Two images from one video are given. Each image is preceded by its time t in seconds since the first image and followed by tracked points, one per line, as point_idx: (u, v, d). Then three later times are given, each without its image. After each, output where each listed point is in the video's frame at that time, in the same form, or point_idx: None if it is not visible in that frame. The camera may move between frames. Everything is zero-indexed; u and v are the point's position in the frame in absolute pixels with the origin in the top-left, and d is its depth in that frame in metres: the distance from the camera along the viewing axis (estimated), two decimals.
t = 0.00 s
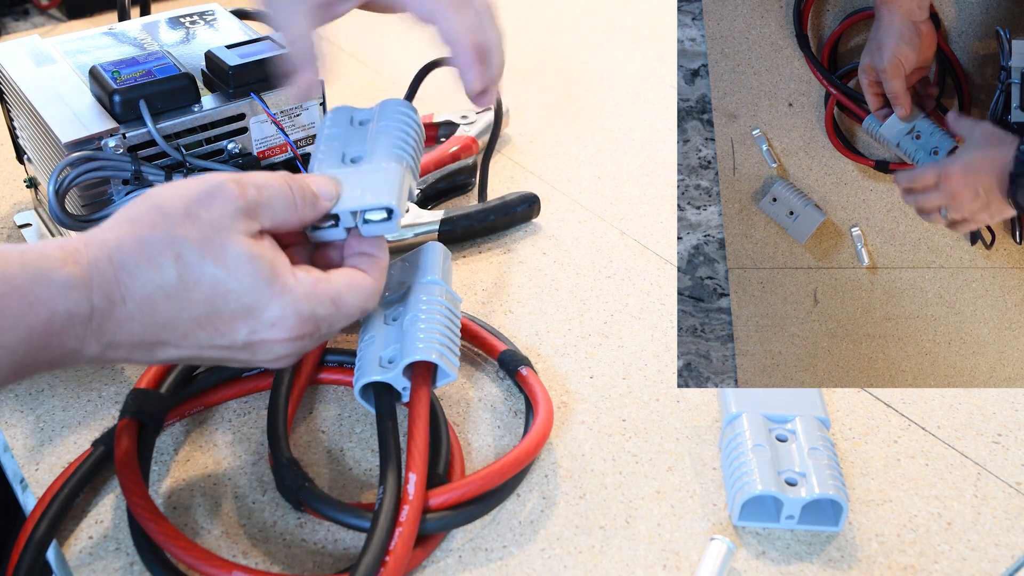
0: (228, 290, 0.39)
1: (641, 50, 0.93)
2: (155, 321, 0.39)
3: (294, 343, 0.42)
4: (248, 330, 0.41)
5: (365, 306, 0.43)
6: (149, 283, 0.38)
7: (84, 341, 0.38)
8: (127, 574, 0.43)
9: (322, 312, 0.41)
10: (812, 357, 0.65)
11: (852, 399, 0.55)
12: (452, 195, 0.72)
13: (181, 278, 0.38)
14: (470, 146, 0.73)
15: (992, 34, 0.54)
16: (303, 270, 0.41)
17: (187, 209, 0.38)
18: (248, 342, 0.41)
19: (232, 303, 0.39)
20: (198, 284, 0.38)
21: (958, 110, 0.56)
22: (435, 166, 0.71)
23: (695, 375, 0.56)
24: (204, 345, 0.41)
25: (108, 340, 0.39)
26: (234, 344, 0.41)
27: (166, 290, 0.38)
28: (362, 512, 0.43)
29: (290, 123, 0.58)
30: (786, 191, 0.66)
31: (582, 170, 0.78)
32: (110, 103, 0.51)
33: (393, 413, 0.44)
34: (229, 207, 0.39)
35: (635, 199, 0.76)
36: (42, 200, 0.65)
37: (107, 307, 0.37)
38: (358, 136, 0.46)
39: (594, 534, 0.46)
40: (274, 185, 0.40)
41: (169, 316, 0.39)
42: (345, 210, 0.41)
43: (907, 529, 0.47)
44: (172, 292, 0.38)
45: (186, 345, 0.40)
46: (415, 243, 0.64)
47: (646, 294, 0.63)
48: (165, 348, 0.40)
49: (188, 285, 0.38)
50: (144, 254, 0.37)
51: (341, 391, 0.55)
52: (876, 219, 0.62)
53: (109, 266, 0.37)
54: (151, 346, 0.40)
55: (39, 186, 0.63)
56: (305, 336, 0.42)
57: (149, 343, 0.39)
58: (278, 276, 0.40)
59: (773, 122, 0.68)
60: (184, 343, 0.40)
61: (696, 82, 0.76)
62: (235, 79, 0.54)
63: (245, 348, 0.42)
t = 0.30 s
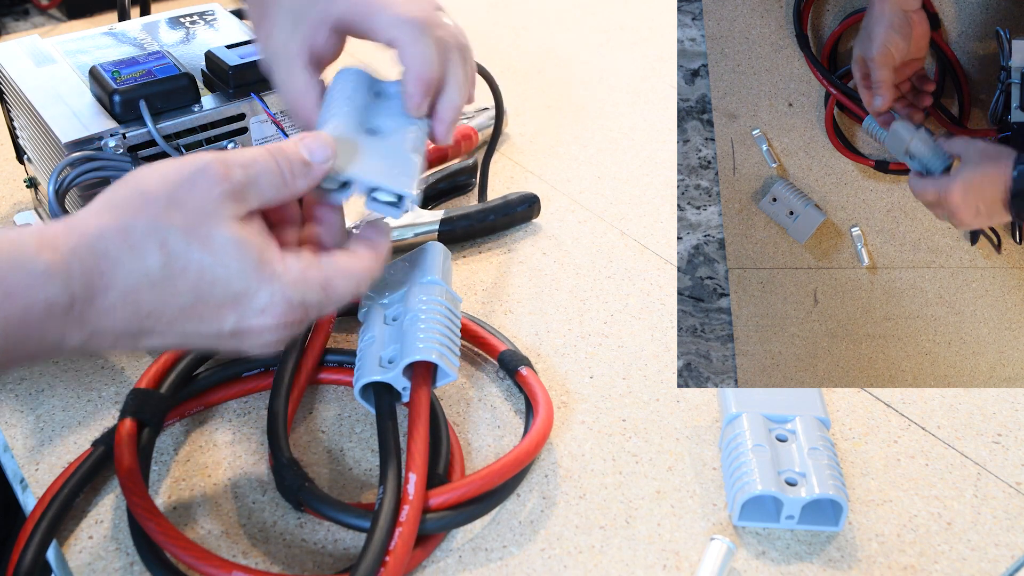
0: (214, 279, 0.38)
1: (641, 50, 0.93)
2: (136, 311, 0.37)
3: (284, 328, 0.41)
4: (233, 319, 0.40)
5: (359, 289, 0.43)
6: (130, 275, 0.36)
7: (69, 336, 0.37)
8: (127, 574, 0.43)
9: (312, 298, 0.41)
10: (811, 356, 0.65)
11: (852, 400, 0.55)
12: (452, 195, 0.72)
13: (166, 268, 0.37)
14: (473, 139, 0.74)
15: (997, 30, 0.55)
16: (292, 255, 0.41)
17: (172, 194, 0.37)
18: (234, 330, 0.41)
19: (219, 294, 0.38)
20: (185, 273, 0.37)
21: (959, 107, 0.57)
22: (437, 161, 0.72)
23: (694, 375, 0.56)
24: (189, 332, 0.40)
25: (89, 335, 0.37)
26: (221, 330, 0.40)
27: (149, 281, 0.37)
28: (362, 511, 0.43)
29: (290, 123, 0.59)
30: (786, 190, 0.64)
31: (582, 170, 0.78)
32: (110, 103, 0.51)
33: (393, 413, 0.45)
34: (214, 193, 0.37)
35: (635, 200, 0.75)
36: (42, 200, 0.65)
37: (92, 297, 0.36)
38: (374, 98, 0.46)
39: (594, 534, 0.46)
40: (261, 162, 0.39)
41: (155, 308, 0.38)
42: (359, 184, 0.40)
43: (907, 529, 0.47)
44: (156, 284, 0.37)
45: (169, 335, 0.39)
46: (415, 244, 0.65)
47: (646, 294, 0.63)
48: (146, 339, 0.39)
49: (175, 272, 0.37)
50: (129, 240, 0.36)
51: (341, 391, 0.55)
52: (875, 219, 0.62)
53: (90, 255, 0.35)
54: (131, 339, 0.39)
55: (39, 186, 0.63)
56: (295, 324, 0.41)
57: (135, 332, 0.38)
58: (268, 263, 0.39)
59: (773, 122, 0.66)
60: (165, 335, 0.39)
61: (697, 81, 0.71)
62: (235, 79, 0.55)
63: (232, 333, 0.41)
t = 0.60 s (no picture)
0: (152, 318, 0.31)
1: (641, 50, 0.93)
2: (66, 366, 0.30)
3: (248, 401, 0.34)
4: (175, 372, 0.31)
5: (326, 339, 0.37)
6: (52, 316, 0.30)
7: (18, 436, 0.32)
8: (127, 574, 0.43)
9: (285, 356, 0.35)
10: (811, 356, 0.69)
11: (852, 399, 0.55)
12: (452, 195, 0.72)
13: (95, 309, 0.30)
14: (471, 141, 0.73)
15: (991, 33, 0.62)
16: (247, 307, 0.35)
17: (125, 250, 0.33)
18: (184, 384, 0.32)
19: (161, 344, 0.31)
20: (121, 314, 0.31)
21: (957, 109, 0.64)
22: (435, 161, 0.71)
23: (695, 374, 0.57)
24: (133, 411, 0.32)
25: None
26: (163, 405, 0.32)
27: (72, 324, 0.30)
28: (362, 511, 0.43)
29: (290, 123, 0.59)
30: (786, 191, 0.73)
31: (581, 171, 0.77)
32: (110, 103, 0.51)
33: (393, 413, 0.45)
34: (172, 247, 0.35)
35: (635, 200, 0.73)
36: (42, 200, 0.65)
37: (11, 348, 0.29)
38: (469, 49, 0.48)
39: (594, 534, 0.46)
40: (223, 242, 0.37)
41: (69, 357, 0.30)
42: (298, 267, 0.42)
43: (907, 529, 0.47)
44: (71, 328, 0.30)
45: (102, 401, 0.31)
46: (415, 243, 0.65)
47: (646, 294, 0.63)
48: (67, 411, 0.31)
49: (114, 320, 0.30)
50: (72, 288, 0.30)
51: (340, 391, 0.55)
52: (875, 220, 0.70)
53: (35, 303, 0.30)
54: (49, 414, 0.31)
55: (39, 186, 0.63)
56: (269, 398, 0.35)
57: (71, 420, 0.31)
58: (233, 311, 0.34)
59: (773, 122, 0.74)
60: (87, 401, 0.31)
61: (696, 82, 0.78)
62: (235, 79, 0.54)
63: (182, 416, 0.33)
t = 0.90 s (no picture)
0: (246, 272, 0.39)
1: (641, 50, 0.94)
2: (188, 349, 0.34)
3: (343, 304, 0.39)
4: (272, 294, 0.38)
5: (404, 269, 0.42)
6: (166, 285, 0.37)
7: (123, 402, 0.32)
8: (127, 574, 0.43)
9: (374, 277, 0.41)
10: (811, 356, 0.69)
11: (852, 399, 0.55)
12: (452, 195, 0.72)
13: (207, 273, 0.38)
14: (476, 142, 0.74)
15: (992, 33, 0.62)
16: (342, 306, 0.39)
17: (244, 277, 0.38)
18: (308, 343, 0.37)
19: (257, 284, 0.38)
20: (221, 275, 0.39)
21: (956, 109, 0.64)
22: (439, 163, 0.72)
23: (695, 375, 0.57)
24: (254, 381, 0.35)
25: (107, 336, 0.32)
26: (280, 326, 0.37)
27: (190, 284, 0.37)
28: (362, 511, 0.43)
29: (290, 123, 0.59)
30: (786, 191, 0.74)
31: (582, 171, 0.77)
32: (110, 103, 0.51)
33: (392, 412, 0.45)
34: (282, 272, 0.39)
35: (635, 200, 0.73)
36: (42, 200, 0.65)
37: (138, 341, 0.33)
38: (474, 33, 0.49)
39: (594, 534, 0.46)
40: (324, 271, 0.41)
41: (192, 328, 0.34)
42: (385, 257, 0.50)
43: (907, 529, 0.47)
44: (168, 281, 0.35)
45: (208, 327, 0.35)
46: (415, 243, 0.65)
47: (646, 294, 0.63)
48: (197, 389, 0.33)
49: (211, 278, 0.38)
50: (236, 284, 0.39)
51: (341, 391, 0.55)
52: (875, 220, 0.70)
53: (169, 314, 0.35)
54: (158, 354, 0.33)
55: (39, 186, 0.63)
56: (364, 314, 0.39)
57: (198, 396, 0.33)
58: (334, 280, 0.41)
59: (773, 122, 0.76)
60: (196, 327, 0.34)
61: (696, 81, 0.80)
62: (235, 79, 0.54)
63: (290, 333, 0.37)
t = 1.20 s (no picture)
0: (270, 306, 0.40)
1: (641, 50, 0.93)
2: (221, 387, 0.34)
3: (364, 316, 0.39)
4: (296, 316, 0.38)
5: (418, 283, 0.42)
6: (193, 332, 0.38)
7: (178, 428, 0.32)
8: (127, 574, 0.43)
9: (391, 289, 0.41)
10: (811, 356, 0.69)
11: (852, 399, 0.55)
12: (452, 195, 0.72)
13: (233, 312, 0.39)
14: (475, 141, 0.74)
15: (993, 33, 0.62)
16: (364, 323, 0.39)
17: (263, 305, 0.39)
18: (333, 362, 0.37)
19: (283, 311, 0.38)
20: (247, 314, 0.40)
21: (956, 109, 0.64)
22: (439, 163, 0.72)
23: (695, 375, 0.57)
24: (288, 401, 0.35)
25: (161, 370, 0.33)
26: (306, 344, 0.37)
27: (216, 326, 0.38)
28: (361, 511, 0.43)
29: (290, 123, 0.59)
30: (786, 191, 0.74)
31: (581, 171, 0.77)
32: (110, 103, 0.51)
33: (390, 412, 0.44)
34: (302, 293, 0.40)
35: (635, 200, 0.73)
36: (42, 200, 0.65)
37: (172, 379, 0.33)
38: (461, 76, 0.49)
39: (594, 534, 0.46)
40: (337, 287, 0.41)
41: (222, 359, 0.35)
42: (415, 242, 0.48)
43: (907, 529, 0.47)
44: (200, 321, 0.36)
45: (246, 357, 0.36)
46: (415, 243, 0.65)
47: (646, 294, 0.63)
48: (238, 413, 0.34)
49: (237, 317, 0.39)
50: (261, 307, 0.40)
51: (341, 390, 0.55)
52: (875, 219, 0.70)
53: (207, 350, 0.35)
54: (205, 385, 0.34)
55: (39, 186, 0.63)
56: (391, 324, 0.40)
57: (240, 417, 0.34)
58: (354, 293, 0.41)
59: (773, 122, 0.76)
60: (234, 362, 0.35)
61: (696, 81, 0.82)
62: (235, 79, 0.54)
63: (320, 351, 0.38)
